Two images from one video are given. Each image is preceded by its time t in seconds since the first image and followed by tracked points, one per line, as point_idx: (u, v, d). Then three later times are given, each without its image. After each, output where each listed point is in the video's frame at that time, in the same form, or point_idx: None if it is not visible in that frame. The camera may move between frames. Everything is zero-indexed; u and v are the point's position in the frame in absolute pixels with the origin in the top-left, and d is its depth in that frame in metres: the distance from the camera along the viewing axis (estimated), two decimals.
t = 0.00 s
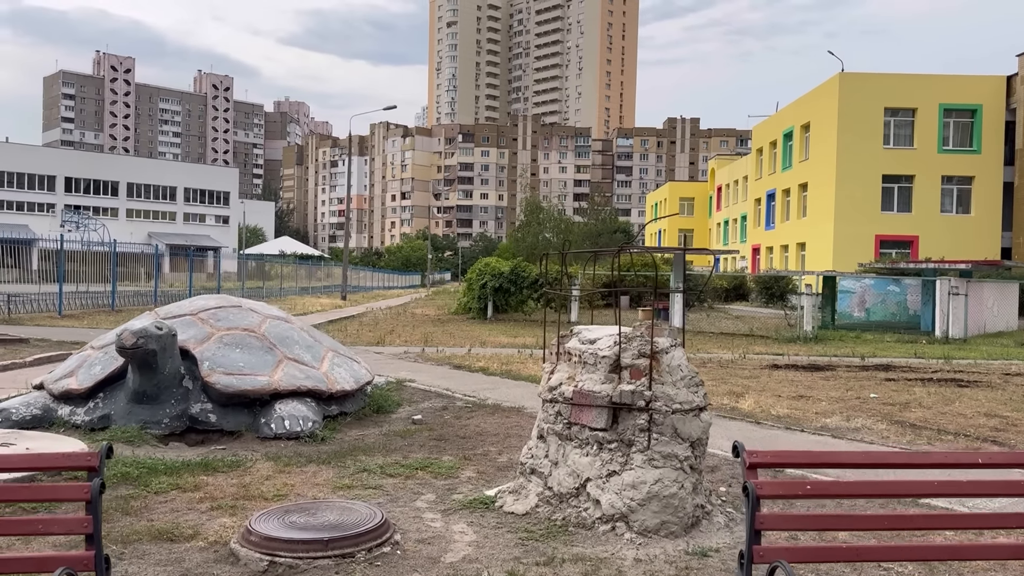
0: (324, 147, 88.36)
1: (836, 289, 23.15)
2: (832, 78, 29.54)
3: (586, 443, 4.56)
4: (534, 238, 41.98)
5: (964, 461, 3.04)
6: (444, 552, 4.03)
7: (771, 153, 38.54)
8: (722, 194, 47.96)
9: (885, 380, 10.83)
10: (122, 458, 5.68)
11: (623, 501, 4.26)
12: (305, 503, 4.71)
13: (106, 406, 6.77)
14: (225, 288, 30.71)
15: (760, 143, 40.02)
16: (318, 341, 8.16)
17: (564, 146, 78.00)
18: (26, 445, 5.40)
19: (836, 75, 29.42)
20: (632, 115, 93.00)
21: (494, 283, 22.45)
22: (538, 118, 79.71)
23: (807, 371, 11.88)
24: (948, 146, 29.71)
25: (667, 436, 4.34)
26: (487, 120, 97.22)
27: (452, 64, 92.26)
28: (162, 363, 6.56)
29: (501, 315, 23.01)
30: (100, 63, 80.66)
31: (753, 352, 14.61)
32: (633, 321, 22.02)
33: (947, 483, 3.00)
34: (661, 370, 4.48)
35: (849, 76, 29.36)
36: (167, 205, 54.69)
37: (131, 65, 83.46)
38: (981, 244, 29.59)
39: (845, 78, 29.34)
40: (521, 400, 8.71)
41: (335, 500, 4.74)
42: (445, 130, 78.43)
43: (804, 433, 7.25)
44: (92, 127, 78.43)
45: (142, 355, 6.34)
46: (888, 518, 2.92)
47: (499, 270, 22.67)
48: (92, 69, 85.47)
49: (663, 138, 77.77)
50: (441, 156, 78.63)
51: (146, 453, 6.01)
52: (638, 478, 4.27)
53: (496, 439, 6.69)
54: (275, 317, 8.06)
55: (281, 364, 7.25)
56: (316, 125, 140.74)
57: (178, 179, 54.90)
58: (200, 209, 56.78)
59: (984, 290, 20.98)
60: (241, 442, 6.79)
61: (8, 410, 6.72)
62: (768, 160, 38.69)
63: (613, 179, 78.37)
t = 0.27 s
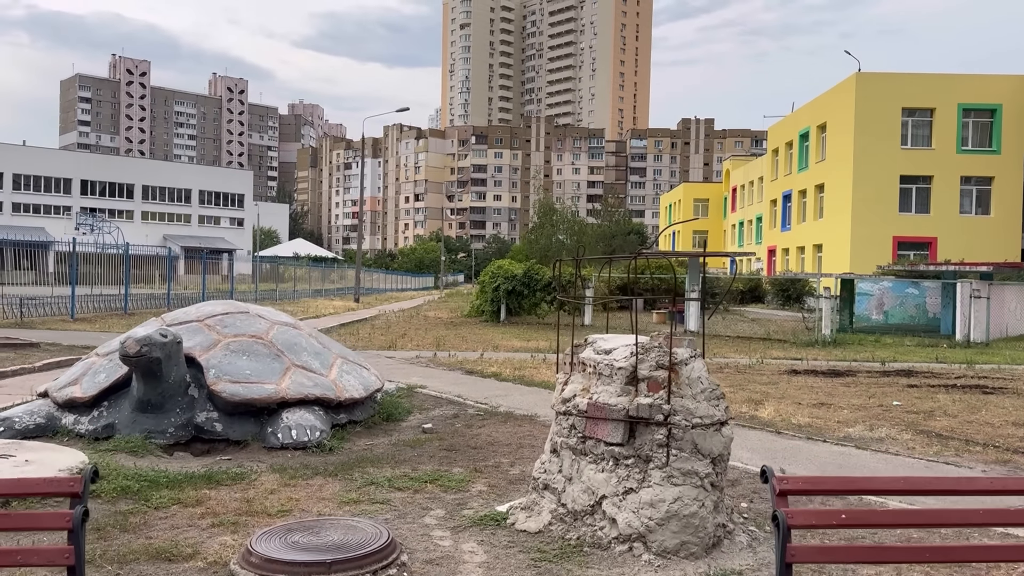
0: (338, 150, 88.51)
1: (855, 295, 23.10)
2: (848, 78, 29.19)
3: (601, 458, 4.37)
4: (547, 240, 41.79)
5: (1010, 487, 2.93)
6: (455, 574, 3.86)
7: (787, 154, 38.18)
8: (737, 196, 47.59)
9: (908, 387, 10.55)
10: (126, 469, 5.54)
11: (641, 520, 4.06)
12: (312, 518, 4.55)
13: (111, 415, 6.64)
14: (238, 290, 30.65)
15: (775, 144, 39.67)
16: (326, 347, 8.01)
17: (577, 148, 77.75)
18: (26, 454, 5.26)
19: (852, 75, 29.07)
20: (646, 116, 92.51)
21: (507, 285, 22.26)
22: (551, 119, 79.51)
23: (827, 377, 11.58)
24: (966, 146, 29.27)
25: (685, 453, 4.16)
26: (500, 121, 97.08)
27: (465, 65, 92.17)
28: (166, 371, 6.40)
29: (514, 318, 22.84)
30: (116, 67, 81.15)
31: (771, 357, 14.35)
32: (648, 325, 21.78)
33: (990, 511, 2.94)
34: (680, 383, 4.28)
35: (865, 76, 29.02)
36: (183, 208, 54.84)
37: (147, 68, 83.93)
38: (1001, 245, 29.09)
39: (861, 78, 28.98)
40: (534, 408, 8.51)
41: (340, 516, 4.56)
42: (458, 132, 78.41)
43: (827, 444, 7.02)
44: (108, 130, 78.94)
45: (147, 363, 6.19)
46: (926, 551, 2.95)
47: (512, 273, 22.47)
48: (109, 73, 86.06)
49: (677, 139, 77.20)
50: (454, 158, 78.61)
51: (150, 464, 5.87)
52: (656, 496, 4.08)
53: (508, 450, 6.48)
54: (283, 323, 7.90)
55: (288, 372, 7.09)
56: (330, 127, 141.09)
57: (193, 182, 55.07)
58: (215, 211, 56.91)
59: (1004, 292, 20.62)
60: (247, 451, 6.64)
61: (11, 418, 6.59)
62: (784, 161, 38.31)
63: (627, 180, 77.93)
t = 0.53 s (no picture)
0: (352, 151, 88.67)
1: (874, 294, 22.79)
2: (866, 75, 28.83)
3: (623, 465, 4.21)
4: (562, 240, 41.61)
5: None
6: None
7: (804, 153, 37.78)
8: (753, 196, 47.21)
9: (932, 389, 10.30)
10: (135, 473, 5.43)
11: (665, 531, 3.90)
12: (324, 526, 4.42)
13: (121, 417, 6.54)
14: (253, 291, 30.66)
15: (792, 143, 39.28)
16: (339, 349, 7.88)
17: (592, 148, 77.50)
18: (35, 458, 5.18)
19: (870, 72, 28.70)
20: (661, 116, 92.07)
21: (521, 286, 22.10)
22: (565, 119, 79.28)
23: (849, 379, 11.33)
24: (987, 144, 28.83)
25: (711, 460, 4.00)
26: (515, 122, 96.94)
27: (479, 66, 92.09)
28: (178, 373, 6.30)
29: (529, 319, 22.68)
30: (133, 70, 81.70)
31: (791, 358, 14.08)
32: (665, 326, 21.57)
33: None
34: (705, 386, 4.11)
35: (883, 73, 28.64)
36: (198, 209, 55.02)
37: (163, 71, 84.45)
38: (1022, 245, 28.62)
39: (879, 76, 28.61)
40: (550, 410, 8.34)
41: (352, 525, 4.41)
42: (472, 133, 78.41)
43: (853, 448, 6.82)
44: (125, 132, 79.47)
45: (158, 365, 6.08)
46: (977, 566, 2.87)
47: (527, 273, 22.31)
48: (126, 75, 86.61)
49: (691, 139, 76.66)
50: (468, 158, 78.59)
51: (160, 467, 5.76)
52: (680, 505, 3.92)
53: (524, 454, 6.32)
54: (296, 324, 7.79)
55: (301, 374, 6.97)
56: (344, 129, 141.47)
57: (208, 183, 55.26)
58: (231, 212, 57.10)
59: None
60: (259, 455, 6.52)
61: (21, 420, 6.50)
62: (801, 160, 37.93)
63: (641, 180, 77.52)
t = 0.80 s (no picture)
0: (366, 151, 88.75)
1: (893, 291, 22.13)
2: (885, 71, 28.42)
3: (652, 470, 4.02)
4: (577, 239, 41.38)
5: None
6: None
7: (821, 150, 37.35)
8: (770, 194, 46.78)
9: (960, 389, 10.05)
10: (145, 476, 5.27)
11: (697, 540, 3.69)
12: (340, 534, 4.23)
13: (132, 418, 6.40)
14: (268, 290, 30.62)
15: (809, 140, 38.86)
16: (354, 348, 7.72)
17: (606, 147, 77.19)
18: (42, 460, 5.03)
19: (889, 68, 28.29)
20: (675, 114, 91.54)
21: (537, 285, 21.91)
22: (579, 118, 78.98)
23: (874, 379, 11.06)
24: (1009, 141, 28.36)
25: (746, 465, 3.80)
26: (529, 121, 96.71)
27: (492, 65, 91.87)
28: (190, 373, 6.15)
29: (544, 318, 22.48)
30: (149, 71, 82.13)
31: (812, 358, 13.77)
32: (683, 325, 21.31)
33: None
34: (739, 388, 3.90)
35: (902, 69, 28.23)
36: (214, 209, 55.18)
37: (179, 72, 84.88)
38: None
39: (898, 72, 28.20)
40: (570, 411, 8.14)
41: (369, 531, 4.23)
42: (486, 132, 78.31)
43: (885, 451, 6.58)
44: (141, 133, 79.91)
45: (169, 365, 5.94)
46: None
47: (542, 272, 22.12)
48: (142, 77, 87.07)
49: (707, 137, 76.05)
50: (482, 158, 78.50)
51: (171, 470, 5.60)
52: (714, 512, 3.73)
53: (545, 456, 6.13)
54: (310, 323, 7.63)
55: (315, 374, 6.81)
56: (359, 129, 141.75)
57: (224, 184, 55.40)
58: (246, 213, 57.16)
59: None
60: (272, 456, 6.36)
61: (30, 421, 6.37)
62: (818, 157, 37.51)
63: (656, 179, 77.06)
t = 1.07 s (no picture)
0: (380, 150, 88.77)
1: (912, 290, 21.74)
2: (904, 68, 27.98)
3: (679, 484, 3.83)
4: (591, 238, 41.14)
5: None
6: None
7: (839, 148, 36.90)
8: (786, 192, 46.32)
9: (989, 393, 9.78)
10: (154, 485, 5.12)
11: (728, 561, 3.51)
12: (354, 551, 4.07)
13: (143, 424, 6.27)
14: (283, 290, 30.55)
15: (826, 138, 38.41)
16: (368, 351, 7.57)
17: (620, 145, 76.85)
18: (48, 470, 4.90)
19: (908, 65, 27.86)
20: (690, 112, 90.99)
21: (552, 285, 21.73)
22: (593, 116, 78.66)
23: (899, 382, 10.79)
24: None
25: (780, 481, 3.62)
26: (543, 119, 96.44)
27: (506, 64, 91.64)
28: (201, 378, 6.01)
29: (560, 318, 22.28)
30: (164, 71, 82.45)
31: (833, 360, 13.48)
32: (700, 326, 21.04)
33: None
34: (773, 399, 3.72)
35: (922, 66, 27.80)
36: (229, 209, 55.25)
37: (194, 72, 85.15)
38: None
39: (917, 68, 27.76)
40: (588, 416, 7.94)
41: (384, 549, 4.06)
42: (500, 131, 78.17)
43: (916, 459, 6.36)
44: (157, 133, 80.29)
45: (180, 370, 5.80)
46: None
47: (558, 271, 21.93)
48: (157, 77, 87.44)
49: (722, 135, 75.49)
50: (496, 157, 78.36)
51: (182, 479, 5.46)
52: (747, 531, 3.54)
53: (564, 465, 5.93)
54: (323, 326, 7.47)
55: (329, 379, 6.66)
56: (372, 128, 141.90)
57: (239, 183, 55.48)
58: (261, 212, 57.25)
59: None
60: (285, 463, 6.21)
61: (39, 427, 6.25)
62: (836, 155, 37.07)
63: (671, 177, 76.58)
